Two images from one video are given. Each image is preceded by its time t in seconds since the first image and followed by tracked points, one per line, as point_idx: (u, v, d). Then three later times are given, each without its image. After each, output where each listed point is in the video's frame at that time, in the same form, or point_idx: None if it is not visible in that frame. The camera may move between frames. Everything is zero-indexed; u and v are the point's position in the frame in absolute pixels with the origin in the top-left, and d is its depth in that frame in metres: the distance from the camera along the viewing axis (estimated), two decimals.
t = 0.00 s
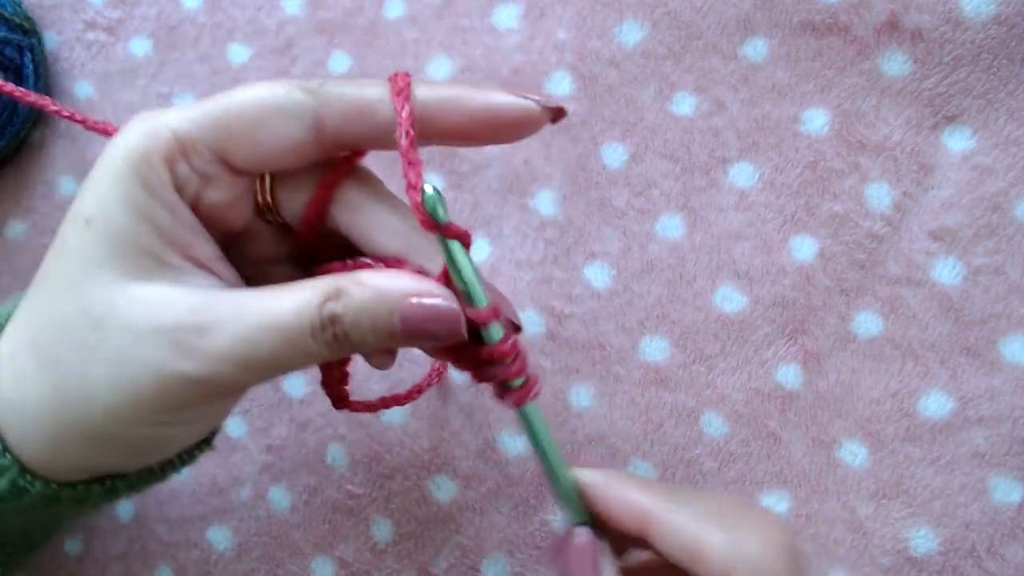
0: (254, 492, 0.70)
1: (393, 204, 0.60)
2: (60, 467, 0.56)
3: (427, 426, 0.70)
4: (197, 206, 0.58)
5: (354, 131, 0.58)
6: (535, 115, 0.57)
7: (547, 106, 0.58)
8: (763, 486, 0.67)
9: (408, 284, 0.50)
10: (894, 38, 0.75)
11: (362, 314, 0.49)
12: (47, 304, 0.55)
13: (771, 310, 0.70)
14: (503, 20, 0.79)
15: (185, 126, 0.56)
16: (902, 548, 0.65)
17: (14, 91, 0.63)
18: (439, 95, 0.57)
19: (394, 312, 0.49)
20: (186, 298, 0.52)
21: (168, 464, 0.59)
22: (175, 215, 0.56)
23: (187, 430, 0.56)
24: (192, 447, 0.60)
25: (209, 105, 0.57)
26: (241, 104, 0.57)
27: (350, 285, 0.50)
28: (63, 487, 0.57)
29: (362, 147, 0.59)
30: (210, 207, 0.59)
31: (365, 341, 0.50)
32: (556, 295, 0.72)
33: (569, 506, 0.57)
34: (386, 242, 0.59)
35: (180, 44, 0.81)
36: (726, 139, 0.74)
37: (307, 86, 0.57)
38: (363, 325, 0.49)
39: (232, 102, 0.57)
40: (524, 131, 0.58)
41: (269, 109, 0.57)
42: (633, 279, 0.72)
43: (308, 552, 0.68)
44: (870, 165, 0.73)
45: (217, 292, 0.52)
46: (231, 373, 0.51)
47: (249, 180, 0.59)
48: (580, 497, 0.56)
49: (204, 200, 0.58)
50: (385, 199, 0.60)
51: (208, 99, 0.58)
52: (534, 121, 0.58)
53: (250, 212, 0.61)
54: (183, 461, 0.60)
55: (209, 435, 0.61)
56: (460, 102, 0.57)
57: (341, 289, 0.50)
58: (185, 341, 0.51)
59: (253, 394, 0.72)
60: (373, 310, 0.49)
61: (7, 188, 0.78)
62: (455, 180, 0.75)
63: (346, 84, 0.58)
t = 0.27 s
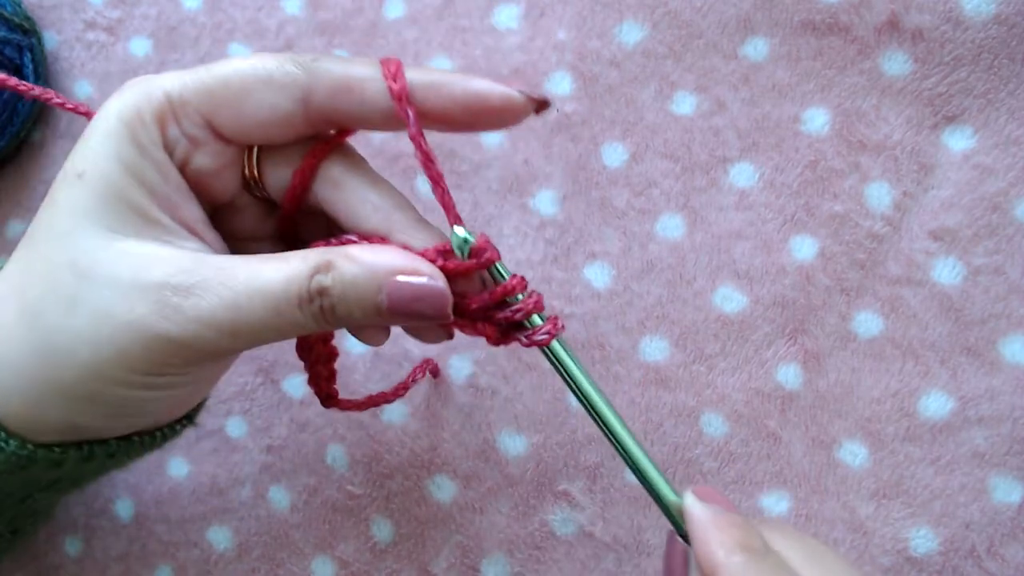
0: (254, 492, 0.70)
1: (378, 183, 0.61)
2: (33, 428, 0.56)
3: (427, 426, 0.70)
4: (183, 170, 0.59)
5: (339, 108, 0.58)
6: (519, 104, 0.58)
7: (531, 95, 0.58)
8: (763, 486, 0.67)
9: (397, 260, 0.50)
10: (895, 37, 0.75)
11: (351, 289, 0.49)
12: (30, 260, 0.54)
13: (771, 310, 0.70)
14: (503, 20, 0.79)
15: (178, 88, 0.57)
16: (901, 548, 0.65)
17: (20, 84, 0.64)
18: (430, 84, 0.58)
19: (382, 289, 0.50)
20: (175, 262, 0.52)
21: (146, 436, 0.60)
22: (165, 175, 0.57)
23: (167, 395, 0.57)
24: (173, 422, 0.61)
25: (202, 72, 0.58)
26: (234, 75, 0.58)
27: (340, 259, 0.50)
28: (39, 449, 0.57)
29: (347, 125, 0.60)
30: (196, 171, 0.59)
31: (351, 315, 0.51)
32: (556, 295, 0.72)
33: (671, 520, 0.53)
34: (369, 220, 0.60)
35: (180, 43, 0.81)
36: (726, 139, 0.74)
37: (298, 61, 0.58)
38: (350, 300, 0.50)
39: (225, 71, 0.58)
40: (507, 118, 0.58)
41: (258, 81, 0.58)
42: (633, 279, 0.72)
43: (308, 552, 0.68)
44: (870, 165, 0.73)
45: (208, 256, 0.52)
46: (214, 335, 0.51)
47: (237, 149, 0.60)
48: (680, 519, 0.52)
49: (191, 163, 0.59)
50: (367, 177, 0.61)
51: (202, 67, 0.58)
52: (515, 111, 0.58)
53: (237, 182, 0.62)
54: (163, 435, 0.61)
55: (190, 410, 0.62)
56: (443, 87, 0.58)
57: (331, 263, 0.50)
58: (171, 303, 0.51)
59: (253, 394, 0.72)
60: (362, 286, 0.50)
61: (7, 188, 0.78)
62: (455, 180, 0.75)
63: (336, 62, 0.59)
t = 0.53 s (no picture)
0: (254, 492, 0.70)
1: (376, 190, 0.61)
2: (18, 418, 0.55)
3: (427, 426, 0.70)
4: (183, 164, 0.59)
5: (341, 118, 0.58)
6: (522, 126, 0.58)
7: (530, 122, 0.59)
8: (763, 486, 0.67)
9: (391, 262, 0.50)
10: (894, 38, 0.75)
11: (344, 288, 0.50)
12: (26, 245, 0.54)
13: (771, 310, 0.70)
14: (503, 20, 0.79)
15: (186, 84, 0.57)
16: (901, 547, 0.65)
17: (17, 86, 0.64)
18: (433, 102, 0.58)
19: (374, 291, 0.50)
20: (171, 254, 0.52)
21: (137, 433, 0.60)
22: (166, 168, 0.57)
23: (157, 388, 0.57)
24: (165, 420, 0.62)
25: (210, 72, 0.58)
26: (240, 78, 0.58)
27: (334, 257, 0.50)
28: (25, 436, 0.56)
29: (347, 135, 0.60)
30: (196, 167, 0.59)
31: (341, 315, 0.50)
32: (556, 295, 0.72)
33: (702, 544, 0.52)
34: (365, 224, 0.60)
35: (179, 44, 0.81)
36: (726, 139, 0.75)
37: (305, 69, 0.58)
38: (341, 298, 0.50)
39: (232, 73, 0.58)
40: (505, 140, 0.59)
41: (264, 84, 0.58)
42: (633, 279, 0.72)
43: (308, 552, 0.68)
44: (870, 165, 0.73)
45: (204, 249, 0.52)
46: (206, 329, 0.51)
47: (239, 148, 0.60)
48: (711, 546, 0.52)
49: (191, 159, 0.59)
50: (366, 183, 0.61)
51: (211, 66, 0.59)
52: (517, 133, 0.59)
53: (238, 182, 0.62)
54: (154, 433, 0.61)
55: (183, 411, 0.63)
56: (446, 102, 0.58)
57: (324, 261, 0.50)
58: (164, 293, 0.51)
59: (253, 394, 0.72)
60: (354, 285, 0.50)
61: (6, 188, 0.77)
62: (455, 180, 0.75)
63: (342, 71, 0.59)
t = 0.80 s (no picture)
0: (254, 492, 0.70)
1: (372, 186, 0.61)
2: None
3: (427, 426, 0.70)
4: (177, 157, 0.59)
5: (334, 118, 0.58)
6: (513, 129, 0.59)
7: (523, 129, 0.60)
8: (763, 486, 0.67)
9: (373, 249, 0.50)
10: (895, 38, 0.75)
11: (325, 275, 0.49)
12: (14, 233, 0.54)
13: (771, 310, 0.70)
14: (503, 20, 0.79)
15: (184, 79, 0.58)
16: (901, 548, 0.65)
17: (16, 87, 0.63)
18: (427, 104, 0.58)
19: (353, 278, 0.50)
20: (157, 243, 0.52)
21: (123, 433, 0.59)
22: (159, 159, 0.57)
23: (140, 380, 0.56)
24: (152, 423, 0.62)
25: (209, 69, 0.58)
26: (237, 76, 0.58)
27: (315, 244, 0.50)
28: (7, 429, 0.55)
29: (340, 135, 0.60)
30: (191, 162, 0.59)
31: (322, 304, 0.50)
32: (556, 295, 0.72)
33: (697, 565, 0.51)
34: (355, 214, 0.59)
35: (179, 44, 0.81)
36: (726, 139, 0.74)
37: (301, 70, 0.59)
38: (322, 287, 0.50)
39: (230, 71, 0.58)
40: (496, 145, 0.59)
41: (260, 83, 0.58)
42: (633, 279, 0.72)
43: (308, 552, 0.68)
44: (870, 165, 0.73)
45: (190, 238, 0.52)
46: (190, 316, 0.51)
47: (235, 143, 0.61)
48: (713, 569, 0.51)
49: (185, 153, 0.59)
50: (362, 179, 0.61)
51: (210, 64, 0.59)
52: (508, 137, 0.59)
53: (236, 177, 0.62)
54: (142, 435, 0.61)
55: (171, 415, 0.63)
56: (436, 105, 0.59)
57: (305, 248, 0.50)
58: (149, 281, 0.51)
59: (253, 394, 0.72)
60: (334, 272, 0.49)
61: (7, 188, 0.78)
62: (455, 180, 0.75)
63: (338, 73, 0.59)
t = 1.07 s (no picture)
0: (255, 492, 0.70)
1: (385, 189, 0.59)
2: None
3: (428, 426, 0.70)
4: (186, 166, 0.59)
5: (333, 126, 0.57)
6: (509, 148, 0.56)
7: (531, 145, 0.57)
8: (763, 486, 0.67)
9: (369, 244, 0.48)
10: (894, 38, 0.75)
11: (320, 274, 0.48)
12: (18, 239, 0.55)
13: (771, 310, 0.70)
14: (503, 20, 0.79)
15: (190, 88, 0.57)
16: (901, 548, 0.65)
17: (20, 95, 0.63)
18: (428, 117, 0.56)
19: (349, 274, 0.48)
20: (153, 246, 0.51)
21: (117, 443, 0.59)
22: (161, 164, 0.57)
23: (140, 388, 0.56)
24: (151, 436, 0.62)
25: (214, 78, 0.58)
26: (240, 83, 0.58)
27: (312, 241, 0.48)
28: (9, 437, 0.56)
29: (343, 144, 0.58)
30: (200, 169, 0.59)
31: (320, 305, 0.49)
32: (556, 295, 0.72)
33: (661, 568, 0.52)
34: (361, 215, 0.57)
35: (180, 44, 0.81)
36: (726, 139, 0.75)
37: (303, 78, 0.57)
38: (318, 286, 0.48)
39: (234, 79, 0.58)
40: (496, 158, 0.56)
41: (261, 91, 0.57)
42: (633, 279, 0.72)
43: (308, 552, 0.68)
44: (870, 165, 0.73)
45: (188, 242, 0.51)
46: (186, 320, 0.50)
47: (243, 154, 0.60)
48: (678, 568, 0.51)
49: (193, 161, 0.59)
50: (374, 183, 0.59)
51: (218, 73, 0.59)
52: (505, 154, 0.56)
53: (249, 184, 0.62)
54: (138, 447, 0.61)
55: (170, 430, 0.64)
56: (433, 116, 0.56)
57: (302, 247, 0.48)
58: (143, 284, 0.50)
59: (254, 394, 0.72)
60: (330, 270, 0.48)
61: (7, 188, 0.77)
62: (455, 180, 0.75)
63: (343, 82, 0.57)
